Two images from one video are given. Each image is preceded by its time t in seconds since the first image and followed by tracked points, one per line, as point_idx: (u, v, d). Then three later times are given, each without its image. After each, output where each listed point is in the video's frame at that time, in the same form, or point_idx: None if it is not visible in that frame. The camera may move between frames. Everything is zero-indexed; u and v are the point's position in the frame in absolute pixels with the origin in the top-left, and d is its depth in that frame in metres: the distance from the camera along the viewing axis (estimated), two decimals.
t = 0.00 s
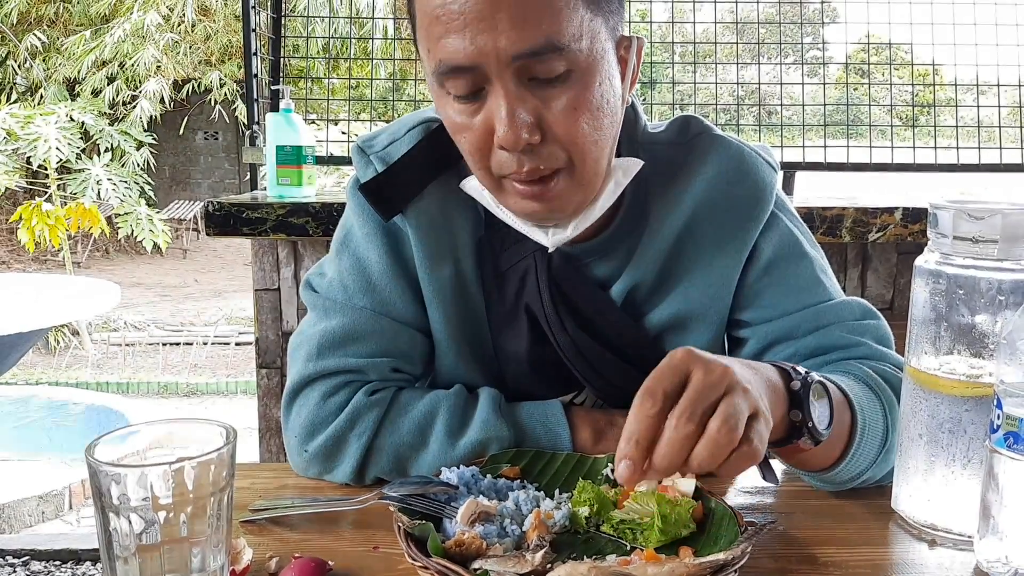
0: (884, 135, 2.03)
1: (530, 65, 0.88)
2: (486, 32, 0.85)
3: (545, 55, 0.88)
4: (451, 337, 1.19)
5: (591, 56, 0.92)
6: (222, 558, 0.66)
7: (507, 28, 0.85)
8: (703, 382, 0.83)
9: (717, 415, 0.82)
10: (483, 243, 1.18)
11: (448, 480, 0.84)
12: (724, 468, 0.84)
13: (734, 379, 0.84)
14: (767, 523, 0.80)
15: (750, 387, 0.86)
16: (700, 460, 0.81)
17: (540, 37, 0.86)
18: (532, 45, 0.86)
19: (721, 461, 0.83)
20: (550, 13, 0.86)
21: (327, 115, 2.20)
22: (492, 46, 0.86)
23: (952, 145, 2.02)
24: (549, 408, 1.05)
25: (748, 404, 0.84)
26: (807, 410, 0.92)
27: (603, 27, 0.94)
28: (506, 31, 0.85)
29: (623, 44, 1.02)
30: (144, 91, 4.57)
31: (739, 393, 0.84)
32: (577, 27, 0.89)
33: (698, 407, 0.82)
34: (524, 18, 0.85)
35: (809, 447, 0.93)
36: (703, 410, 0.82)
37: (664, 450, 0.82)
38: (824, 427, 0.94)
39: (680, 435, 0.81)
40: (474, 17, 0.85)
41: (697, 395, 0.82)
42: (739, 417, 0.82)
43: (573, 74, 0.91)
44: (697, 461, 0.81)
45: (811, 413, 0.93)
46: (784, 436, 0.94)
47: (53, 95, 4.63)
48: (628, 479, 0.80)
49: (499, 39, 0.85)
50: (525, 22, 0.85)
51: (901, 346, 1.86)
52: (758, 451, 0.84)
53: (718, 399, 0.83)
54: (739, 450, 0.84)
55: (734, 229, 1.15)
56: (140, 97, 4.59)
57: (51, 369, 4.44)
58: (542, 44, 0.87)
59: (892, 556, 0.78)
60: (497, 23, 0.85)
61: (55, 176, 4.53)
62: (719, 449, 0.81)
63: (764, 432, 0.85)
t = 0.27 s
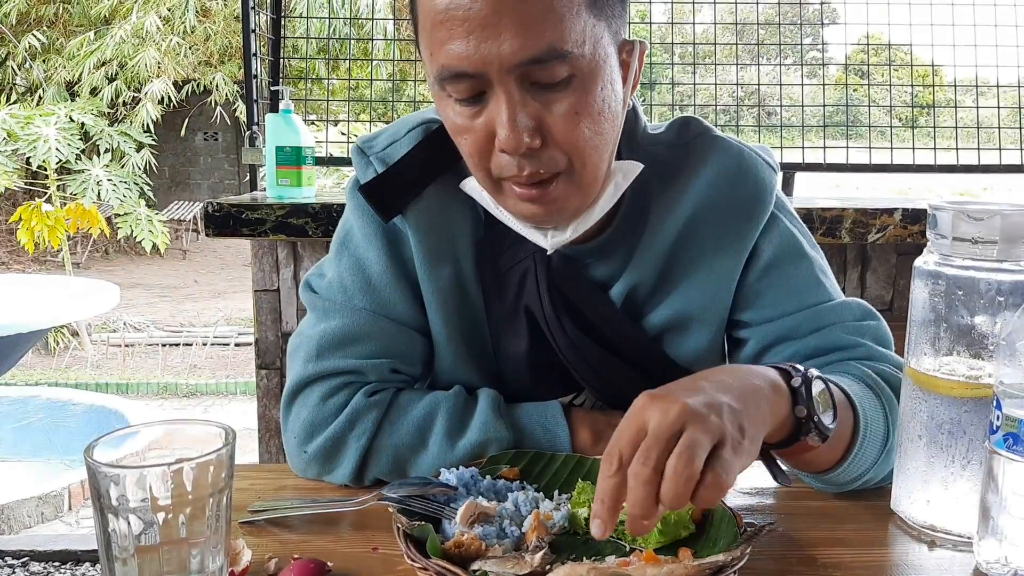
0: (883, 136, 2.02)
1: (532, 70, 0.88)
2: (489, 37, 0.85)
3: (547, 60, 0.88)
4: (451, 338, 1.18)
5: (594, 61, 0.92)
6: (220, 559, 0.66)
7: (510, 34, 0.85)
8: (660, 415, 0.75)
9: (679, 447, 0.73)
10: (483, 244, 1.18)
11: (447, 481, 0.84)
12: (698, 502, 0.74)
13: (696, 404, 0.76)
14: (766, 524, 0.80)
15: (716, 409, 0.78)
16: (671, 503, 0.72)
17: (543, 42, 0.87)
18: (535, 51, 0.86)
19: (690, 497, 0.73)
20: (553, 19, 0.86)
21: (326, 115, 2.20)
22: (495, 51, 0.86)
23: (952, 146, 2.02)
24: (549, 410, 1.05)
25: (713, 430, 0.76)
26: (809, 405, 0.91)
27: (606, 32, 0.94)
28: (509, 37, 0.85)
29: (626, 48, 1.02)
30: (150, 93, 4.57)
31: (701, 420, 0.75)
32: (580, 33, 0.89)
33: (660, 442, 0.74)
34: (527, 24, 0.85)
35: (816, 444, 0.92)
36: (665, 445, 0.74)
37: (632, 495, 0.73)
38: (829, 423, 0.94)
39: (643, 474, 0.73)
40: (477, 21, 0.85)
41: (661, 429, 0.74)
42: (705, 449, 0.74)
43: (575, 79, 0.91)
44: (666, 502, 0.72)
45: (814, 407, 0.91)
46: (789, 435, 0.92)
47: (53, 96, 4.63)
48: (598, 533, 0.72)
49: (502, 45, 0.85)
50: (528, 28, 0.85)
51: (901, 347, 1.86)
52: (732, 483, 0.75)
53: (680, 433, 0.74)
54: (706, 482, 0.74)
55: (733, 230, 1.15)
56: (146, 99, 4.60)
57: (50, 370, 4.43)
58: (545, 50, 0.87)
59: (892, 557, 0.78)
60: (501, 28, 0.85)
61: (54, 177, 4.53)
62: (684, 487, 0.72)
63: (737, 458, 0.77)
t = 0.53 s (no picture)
0: (885, 136, 2.03)
1: (527, 72, 0.88)
2: (483, 38, 0.85)
3: (542, 61, 0.87)
4: (449, 339, 1.18)
5: (588, 62, 0.92)
6: (217, 562, 0.66)
7: (504, 35, 0.85)
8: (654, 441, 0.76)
9: (677, 468, 0.74)
10: (481, 245, 1.18)
11: (447, 483, 0.83)
12: (708, 519, 0.74)
13: (689, 424, 0.77)
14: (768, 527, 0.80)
15: (712, 426, 0.79)
16: (680, 524, 0.73)
17: (537, 43, 0.86)
18: (529, 52, 0.86)
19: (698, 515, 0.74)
20: (547, 20, 0.86)
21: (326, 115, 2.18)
22: (488, 52, 0.85)
23: (953, 146, 2.02)
24: (548, 411, 1.04)
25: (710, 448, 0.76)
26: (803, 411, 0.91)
27: (601, 32, 0.94)
28: (503, 38, 0.85)
29: (622, 47, 1.01)
30: (147, 90, 4.53)
31: (696, 439, 0.76)
32: (574, 34, 0.89)
33: (659, 466, 0.75)
34: (521, 25, 0.85)
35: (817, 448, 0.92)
36: (663, 468, 0.75)
37: (642, 522, 0.74)
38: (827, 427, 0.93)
39: (647, 501, 0.74)
40: (471, 22, 0.85)
41: (657, 454, 0.75)
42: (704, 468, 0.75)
43: (569, 80, 0.91)
44: (675, 524, 0.73)
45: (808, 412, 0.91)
46: (789, 444, 0.92)
47: (50, 95, 4.62)
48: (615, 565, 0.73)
49: (496, 46, 0.85)
50: (523, 29, 0.85)
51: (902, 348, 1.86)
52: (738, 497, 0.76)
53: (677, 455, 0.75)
54: (710, 498, 0.74)
55: (733, 231, 1.14)
56: (148, 97, 4.54)
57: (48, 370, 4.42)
58: (539, 51, 0.86)
59: (893, 559, 0.77)
60: (495, 29, 0.84)
61: (52, 177, 4.52)
62: (689, 508, 0.73)
63: (740, 473, 0.77)
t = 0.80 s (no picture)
0: (885, 137, 2.03)
1: (523, 70, 0.87)
2: (479, 36, 0.85)
3: (538, 60, 0.87)
4: (449, 340, 1.18)
5: (585, 61, 0.92)
6: (215, 564, 0.66)
7: (500, 33, 0.84)
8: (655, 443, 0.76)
9: (678, 470, 0.74)
10: (480, 246, 1.17)
11: (446, 484, 0.83)
12: (710, 521, 0.73)
13: (690, 425, 0.77)
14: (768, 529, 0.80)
15: (712, 426, 0.78)
16: (682, 525, 0.72)
17: (533, 41, 0.86)
18: (525, 51, 0.86)
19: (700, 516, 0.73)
20: (544, 18, 0.86)
21: (325, 115, 2.17)
22: (485, 50, 0.85)
23: (953, 146, 2.02)
24: (548, 412, 1.04)
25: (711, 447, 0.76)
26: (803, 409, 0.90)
27: (598, 32, 0.93)
28: (499, 36, 0.84)
29: (621, 48, 1.01)
30: (145, 91, 4.52)
31: (696, 439, 0.76)
32: (571, 33, 0.88)
33: (660, 467, 0.74)
34: (518, 23, 0.84)
35: (817, 448, 0.91)
36: (664, 468, 0.74)
37: (644, 524, 0.73)
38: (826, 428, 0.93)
39: (649, 502, 0.73)
40: (467, 20, 0.85)
41: (658, 455, 0.75)
42: (704, 468, 0.74)
43: (566, 79, 0.90)
44: (677, 526, 0.72)
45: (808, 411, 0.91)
46: (789, 443, 0.91)
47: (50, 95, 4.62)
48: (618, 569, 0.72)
49: (492, 44, 0.85)
50: (519, 28, 0.85)
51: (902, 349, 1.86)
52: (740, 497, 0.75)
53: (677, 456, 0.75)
54: (712, 499, 0.73)
55: (733, 232, 1.14)
56: (144, 98, 4.52)
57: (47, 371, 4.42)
58: (536, 50, 0.86)
59: (894, 561, 0.77)
60: (490, 28, 0.84)
61: (51, 177, 4.52)
62: (691, 507, 0.72)
63: (742, 473, 0.76)
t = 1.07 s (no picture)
0: (885, 137, 2.02)
1: (524, 70, 0.87)
2: (479, 34, 0.84)
3: (539, 59, 0.86)
4: (448, 343, 1.17)
5: (587, 60, 0.91)
6: (211, 570, 0.65)
7: (501, 31, 0.84)
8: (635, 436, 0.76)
9: (656, 460, 0.73)
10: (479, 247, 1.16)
11: (445, 489, 0.82)
12: (680, 517, 0.72)
13: (671, 425, 0.77)
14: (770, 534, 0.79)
15: (693, 431, 0.79)
16: (653, 514, 0.70)
17: (534, 40, 0.85)
18: (526, 50, 0.85)
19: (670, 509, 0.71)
20: (545, 16, 0.85)
21: (324, 115, 2.17)
22: (486, 49, 0.84)
23: (954, 146, 2.01)
24: (548, 415, 1.03)
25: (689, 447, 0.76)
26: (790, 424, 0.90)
27: (601, 31, 0.92)
28: (500, 34, 0.84)
29: (623, 47, 1.00)
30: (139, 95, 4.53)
31: (676, 438, 0.76)
32: (572, 32, 0.87)
33: (638, 457, 0.74)
34: (519, 21, 0.83)
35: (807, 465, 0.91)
36: (642, 459, 0.74)
37: (614, 510, 0.71)
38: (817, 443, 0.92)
39: (623, 486, 0.71)
40: (467, 19, 0.84)
41: (637, 446, 0.75)
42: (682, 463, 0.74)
43: (567, 79, 0.90)
44: (648, 515, 0.70)
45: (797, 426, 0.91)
46: (778, 460, 0.90)
47: (48, 95, 4.61)
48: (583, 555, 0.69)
49: (493, 43, 0.84)
50: (520, 27, 0.84)
51: (903, 350, 1.85)
52: (712, 497, 0.74)
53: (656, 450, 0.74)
54: (685, 494, 0.72)
55: (734, 234, 1.13)
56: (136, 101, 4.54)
57: (46, 371, 4.41)
58: (537, 49, 0.85)
59: (898, 566, 0.76)
60: (491, 26, 0.83)
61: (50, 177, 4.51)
62: (665, 497, 0.71)
63: (716, 476, 0.76)
